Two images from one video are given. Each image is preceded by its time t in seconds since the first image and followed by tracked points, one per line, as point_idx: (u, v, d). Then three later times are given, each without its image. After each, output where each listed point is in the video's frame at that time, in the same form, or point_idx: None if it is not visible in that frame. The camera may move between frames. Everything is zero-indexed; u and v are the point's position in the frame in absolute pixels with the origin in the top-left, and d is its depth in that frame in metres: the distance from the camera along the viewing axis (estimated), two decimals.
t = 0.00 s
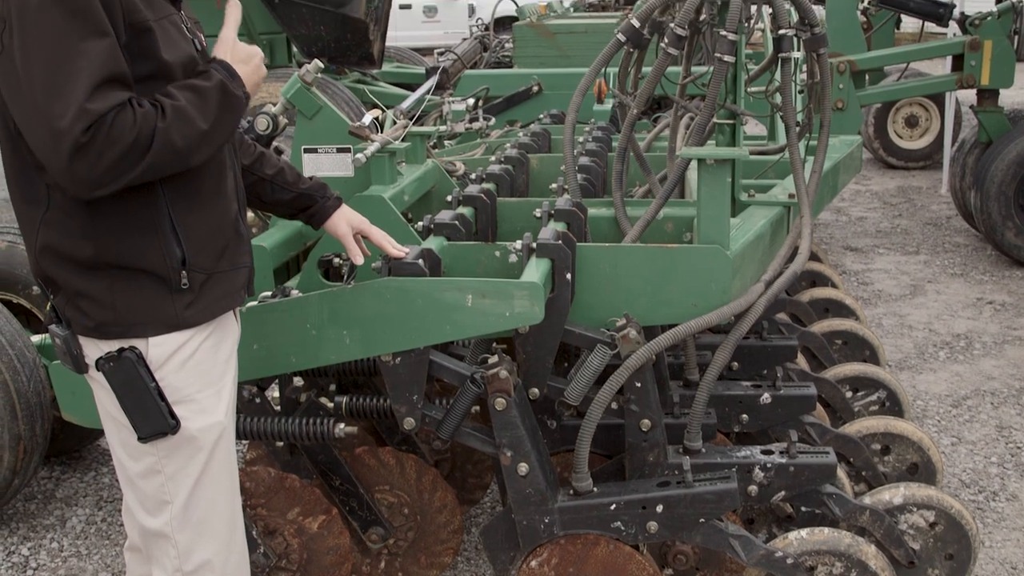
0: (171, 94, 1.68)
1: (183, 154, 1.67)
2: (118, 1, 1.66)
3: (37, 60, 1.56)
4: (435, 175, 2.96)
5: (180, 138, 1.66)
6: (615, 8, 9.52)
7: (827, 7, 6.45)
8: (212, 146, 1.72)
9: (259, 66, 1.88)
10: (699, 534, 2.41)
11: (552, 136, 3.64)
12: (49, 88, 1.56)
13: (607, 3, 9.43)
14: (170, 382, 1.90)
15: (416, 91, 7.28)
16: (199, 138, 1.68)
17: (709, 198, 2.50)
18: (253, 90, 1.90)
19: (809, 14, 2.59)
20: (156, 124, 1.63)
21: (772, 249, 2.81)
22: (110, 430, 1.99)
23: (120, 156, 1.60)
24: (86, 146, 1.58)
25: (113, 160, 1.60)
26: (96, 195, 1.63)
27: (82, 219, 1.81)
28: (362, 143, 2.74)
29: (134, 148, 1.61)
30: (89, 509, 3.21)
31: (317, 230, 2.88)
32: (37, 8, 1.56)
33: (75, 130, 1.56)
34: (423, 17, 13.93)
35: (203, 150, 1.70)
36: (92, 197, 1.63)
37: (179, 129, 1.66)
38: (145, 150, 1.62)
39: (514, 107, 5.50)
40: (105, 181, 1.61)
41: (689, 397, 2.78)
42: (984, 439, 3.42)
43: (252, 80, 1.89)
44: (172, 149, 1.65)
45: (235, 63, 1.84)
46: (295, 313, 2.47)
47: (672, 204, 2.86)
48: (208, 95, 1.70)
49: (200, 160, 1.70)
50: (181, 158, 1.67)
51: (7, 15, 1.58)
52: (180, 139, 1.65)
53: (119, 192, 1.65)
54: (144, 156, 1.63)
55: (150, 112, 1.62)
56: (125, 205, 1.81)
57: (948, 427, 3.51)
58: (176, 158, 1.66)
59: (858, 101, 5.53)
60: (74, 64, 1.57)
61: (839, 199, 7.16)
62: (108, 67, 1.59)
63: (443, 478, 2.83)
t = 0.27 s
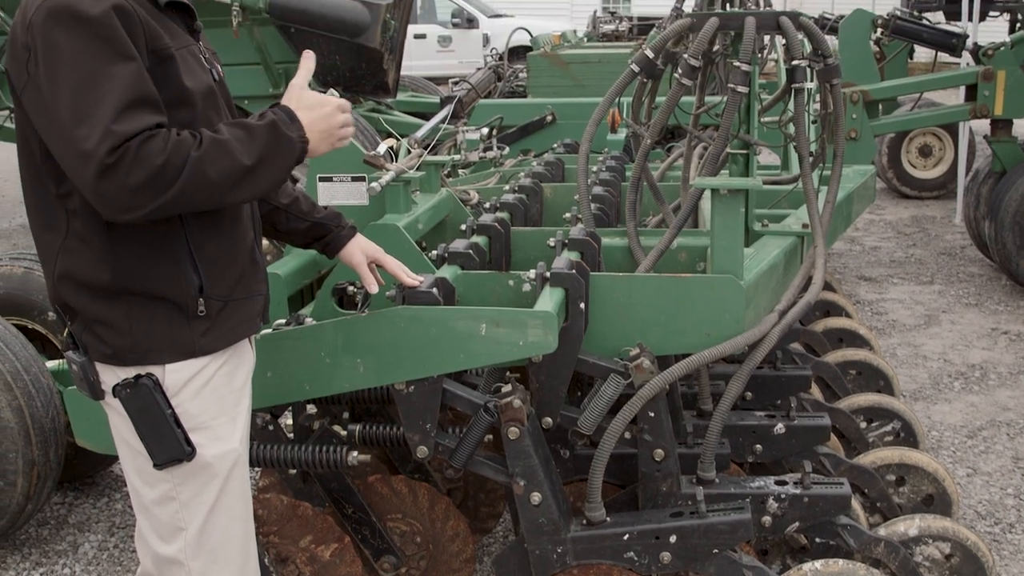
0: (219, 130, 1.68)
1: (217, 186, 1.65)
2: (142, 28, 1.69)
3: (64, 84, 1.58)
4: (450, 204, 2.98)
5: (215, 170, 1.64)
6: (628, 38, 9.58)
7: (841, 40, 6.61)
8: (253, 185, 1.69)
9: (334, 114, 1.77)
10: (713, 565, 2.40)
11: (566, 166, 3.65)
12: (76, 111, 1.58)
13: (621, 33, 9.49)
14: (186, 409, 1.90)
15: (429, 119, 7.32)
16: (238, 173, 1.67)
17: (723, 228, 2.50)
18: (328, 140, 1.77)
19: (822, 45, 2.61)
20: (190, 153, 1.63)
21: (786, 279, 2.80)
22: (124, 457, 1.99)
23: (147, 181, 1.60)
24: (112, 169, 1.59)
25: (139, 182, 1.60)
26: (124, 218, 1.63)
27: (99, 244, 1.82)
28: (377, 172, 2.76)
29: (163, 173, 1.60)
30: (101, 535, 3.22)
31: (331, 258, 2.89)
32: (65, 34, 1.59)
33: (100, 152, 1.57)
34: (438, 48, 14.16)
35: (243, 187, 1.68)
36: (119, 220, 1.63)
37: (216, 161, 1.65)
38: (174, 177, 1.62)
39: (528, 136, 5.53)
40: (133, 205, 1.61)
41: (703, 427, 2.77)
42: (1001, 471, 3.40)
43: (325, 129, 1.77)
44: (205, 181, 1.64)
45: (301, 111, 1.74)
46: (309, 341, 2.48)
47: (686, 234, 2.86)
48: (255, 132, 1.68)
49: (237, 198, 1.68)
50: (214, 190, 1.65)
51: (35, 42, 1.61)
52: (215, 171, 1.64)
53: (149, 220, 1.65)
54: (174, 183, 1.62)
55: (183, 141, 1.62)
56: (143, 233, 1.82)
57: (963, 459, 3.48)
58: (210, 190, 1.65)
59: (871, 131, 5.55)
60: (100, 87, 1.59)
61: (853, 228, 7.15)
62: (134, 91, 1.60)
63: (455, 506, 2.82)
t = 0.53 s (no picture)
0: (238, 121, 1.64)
1: (240, 179, 1.61)
2: (168, 48, 1.70)
3: (92, 105, 1.60)
4: (467, 228, 2.99)
5: (235, 163, 1.60)
6: (646, 64, 9.62)
7: (860, 63, 6.59)
8: (278, 171, 1.64)
9: (357, 72, 1.71)
10: None
11: (583, 190, 3.66)
12: (104, 132, 1.59)
13: (638, 58, 9.53)
14: (205, 431, 1.91)
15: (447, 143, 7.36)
16: (261, 162, 1.62)
17: (740, 253, 2.50)
18: (358, 99, 1.71)
19: (840, 70, 2.61)
20: (209, 152, 1.60)
21: (804, 304, 2.80)
22: (143, 478, 2.00)
23: (173, 192, 1.59)
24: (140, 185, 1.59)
25: (165, 196, 1.59)
26: (158, 232, 1.63)
27: (123, 264, 1.82)
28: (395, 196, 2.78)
29: (186, 180, 1.58)
30: (117, 555, 3.22)
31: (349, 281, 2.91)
32: (91, 55, 1.61)
33: (126, 171, 1.57)
34: (455, 72, 14.25)
35: (267, 175, 1.63)
36: (152, 234, 1.63)
37: (236, 152, 1.61)
38: (198, 180, 1.60)
39: (545, 160, 5.55)
40: (164, 216, 1.61)
41: (720, 452, 2.76)
42: (1021, 499, 3.37)
43: (352, 91, 1.71)
44: (228, 175, 1.60)
45: (321, 81, 1.69)
46: (327, 364, 2.49)
47: (703, 259, 2.86)
48: (274, 116, 1.64)
49: (263, 185, 1.64)
50: (239, 184, 1.62)
51: (64, 66, 1.63)
52: (235, 164, 1.60)
53: (184, 229, 1.64)
54: (199, 188, 1.60)
55: (202, 142, 1.60)
56: (165, 254, 1.82)
57: (983, 486, 3.46)
58: (235, 183, 1.61)
59: (889, 156, 5.55)
60: (125, 105, 1.59)
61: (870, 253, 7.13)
62: (159, 107, 1.60)
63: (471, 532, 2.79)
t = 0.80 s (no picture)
0: (248, 166, 1.68)
1: (246, 221, 1.65)
2: (182, 71, 1.69)
3: (102, 125, 1.60)
4: (481, 248, 3.00)
5: (246, 206, 1.64)
6: (660, 84, 9.63)
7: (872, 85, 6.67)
8: (283, 220, 1.69)
9: (362, 146, 1.79)
10: None
11: (596, 211, 3.67)
12: (112, 152, 1.59)
13: (652, 79, 9.55)
14: (219, 450, 1.91)
15: (460, 162, 7.38)
16: (268, 209, 1.66)
17: (754, 273, 2.50)
18: (356, 172, 1.79)
19: (853, 91, 2.61)
20: (220, 190, 1.63)
21: (818, 325, 2.79)
22: (157, 496, 2.00)
23: (180, 220, 1.60)
24: (147, 208, 1.59)
25: (171, 222, 1.60)
26: (158, 257, 1.63)
27: (135, 284, 1.83)
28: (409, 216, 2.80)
29: (195, 211, 1.60)
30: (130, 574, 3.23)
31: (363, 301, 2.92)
32: (105, 76, 1.60)
33: (135, 193, 1.57)
34: (469, 92, 14.32)
35: (272, 222, 1.67)
36: (154, 259, 1.63)
37: (246, 195, 1.64)
38: (206, 213, 1.62)
39: (558, 181, 5.57)
40: (169, 242, 1.62)
41: (734, 473, 2.75)
42: None
43: (356, 161, 1.79)
44: (236, 216, 1.63)
45: (331, 144, 1.76)
46: (340, 384, 2.49)
47: (717, 280, 2.86)
48: (284, 165, 1.68)
49: (268, 232, 1.68)
50: (245, 225, 1.65)
51: (76, 86, 1.63)
52: (245, 206, 1.63)
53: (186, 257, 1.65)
54: (206, 220, 1.62)
55: (214, 177, 1.63)
56: (179, 274, 1.82)
57: (999, 508, 3.43)
58: (241, 225, 1.65)
59: (903, 176, 5.55)
60: (136, 129, 1.59)
61: (884, 273, 7.11)
62: (171, 133, 1.61)
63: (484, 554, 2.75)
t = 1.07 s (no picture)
0: (242, 168, 1.69)
1: (253, 226, 1.66)
2: (193, 91, 1.70)
3: (116, 143, 1.60)
4: (494, 267, 3.01)
5: (251, 210, 1.65)
6: (672, 103, 9.65)
7: (885, 104, 6.66)
8: (282, 219, 1.71)
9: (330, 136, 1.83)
10: None
11: (608, 229, 3.67)
12: (127, 169, 1.59)
13: (665, 98, 9.56)
14: (229, 467, 1.90)
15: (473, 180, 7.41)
16: (270, 210, 1.68)
17: (766, 293, 2.50)
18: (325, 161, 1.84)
19: (866, 110, 2.60)
20: (227, 198, 1.63)
21: (831, 344, 2.78)
22: (167, 512, 2.00)
23: (194, 233, 1.61)
24: (163, 224, 1.60)
25: (185, 237, 1.61)
26: (172, 272, 1.64)
27: (147, 301, 1.83)
28: (421, 235, 2.81)
29: (207, 224, 1.61)
30: None
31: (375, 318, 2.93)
32: (117, 96, 1.61)
33: (150, 210, 1.58)
34: (482, 111, 14.38)
35: (274, 224, 1.69)
36: (169, 274, 1.64)
37: (250, 200, 1.66)
38: (217, 224, 1.63)
39: (571, 200, 5.59)
40: (183, 257, 1.62)
41: (746, 493, 2.74)
42: None
43: (326, 151, 1.83)
44: (243, 222, 1.65)
45: (306, 136, 1.79)
46: (352, 402, 2.50)
47: (729, 299, 2.86)
48: (277, 166, 1.69)
49: (270, 232, 1.70)
50: (251, 229, 1.66)
51: (90, 105, 1.63)
52: (251, 211, 1.65)
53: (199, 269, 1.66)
54: (217, 232, 1.63)
55: (222, 186, 1.63)
56: (191, 292, 1.82)
57: (1013, 529, 3.41)
58: (247, 230, 1.66)
59: (916, 195, 5.54)
60: (150, 146, 1.60)
61: (898, 292, 7.08)
62: (185, 150, 1.62)
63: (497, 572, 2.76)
